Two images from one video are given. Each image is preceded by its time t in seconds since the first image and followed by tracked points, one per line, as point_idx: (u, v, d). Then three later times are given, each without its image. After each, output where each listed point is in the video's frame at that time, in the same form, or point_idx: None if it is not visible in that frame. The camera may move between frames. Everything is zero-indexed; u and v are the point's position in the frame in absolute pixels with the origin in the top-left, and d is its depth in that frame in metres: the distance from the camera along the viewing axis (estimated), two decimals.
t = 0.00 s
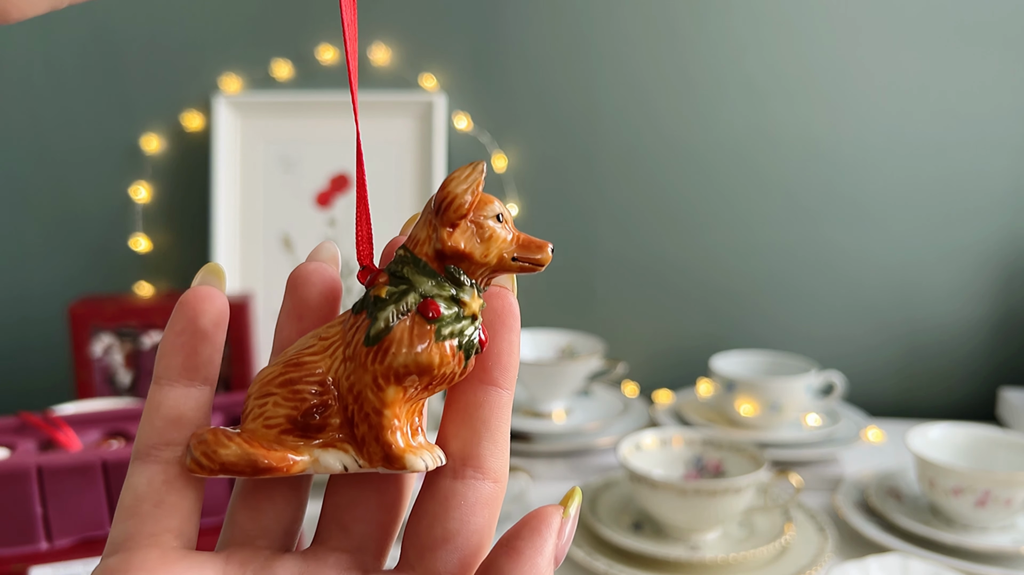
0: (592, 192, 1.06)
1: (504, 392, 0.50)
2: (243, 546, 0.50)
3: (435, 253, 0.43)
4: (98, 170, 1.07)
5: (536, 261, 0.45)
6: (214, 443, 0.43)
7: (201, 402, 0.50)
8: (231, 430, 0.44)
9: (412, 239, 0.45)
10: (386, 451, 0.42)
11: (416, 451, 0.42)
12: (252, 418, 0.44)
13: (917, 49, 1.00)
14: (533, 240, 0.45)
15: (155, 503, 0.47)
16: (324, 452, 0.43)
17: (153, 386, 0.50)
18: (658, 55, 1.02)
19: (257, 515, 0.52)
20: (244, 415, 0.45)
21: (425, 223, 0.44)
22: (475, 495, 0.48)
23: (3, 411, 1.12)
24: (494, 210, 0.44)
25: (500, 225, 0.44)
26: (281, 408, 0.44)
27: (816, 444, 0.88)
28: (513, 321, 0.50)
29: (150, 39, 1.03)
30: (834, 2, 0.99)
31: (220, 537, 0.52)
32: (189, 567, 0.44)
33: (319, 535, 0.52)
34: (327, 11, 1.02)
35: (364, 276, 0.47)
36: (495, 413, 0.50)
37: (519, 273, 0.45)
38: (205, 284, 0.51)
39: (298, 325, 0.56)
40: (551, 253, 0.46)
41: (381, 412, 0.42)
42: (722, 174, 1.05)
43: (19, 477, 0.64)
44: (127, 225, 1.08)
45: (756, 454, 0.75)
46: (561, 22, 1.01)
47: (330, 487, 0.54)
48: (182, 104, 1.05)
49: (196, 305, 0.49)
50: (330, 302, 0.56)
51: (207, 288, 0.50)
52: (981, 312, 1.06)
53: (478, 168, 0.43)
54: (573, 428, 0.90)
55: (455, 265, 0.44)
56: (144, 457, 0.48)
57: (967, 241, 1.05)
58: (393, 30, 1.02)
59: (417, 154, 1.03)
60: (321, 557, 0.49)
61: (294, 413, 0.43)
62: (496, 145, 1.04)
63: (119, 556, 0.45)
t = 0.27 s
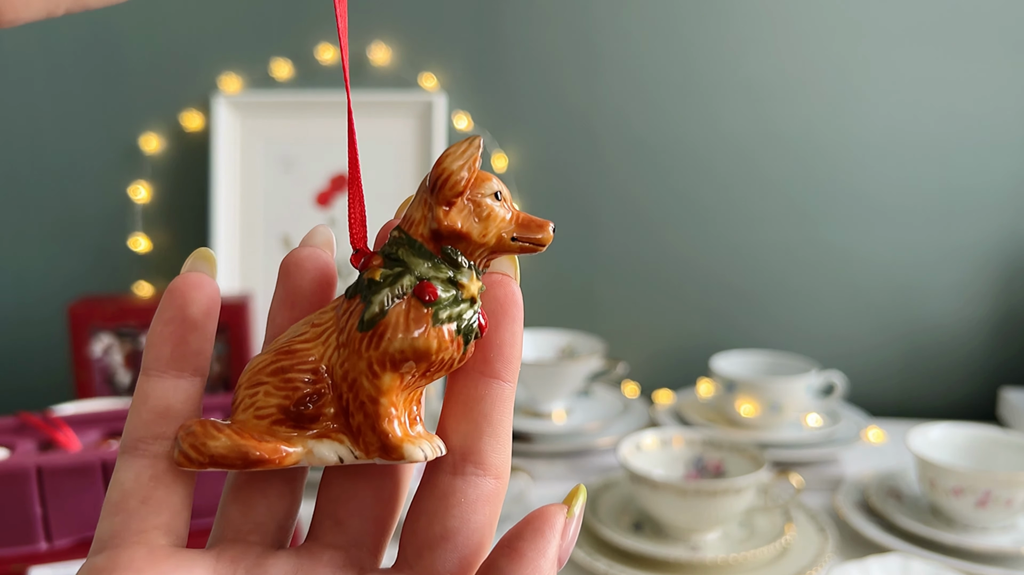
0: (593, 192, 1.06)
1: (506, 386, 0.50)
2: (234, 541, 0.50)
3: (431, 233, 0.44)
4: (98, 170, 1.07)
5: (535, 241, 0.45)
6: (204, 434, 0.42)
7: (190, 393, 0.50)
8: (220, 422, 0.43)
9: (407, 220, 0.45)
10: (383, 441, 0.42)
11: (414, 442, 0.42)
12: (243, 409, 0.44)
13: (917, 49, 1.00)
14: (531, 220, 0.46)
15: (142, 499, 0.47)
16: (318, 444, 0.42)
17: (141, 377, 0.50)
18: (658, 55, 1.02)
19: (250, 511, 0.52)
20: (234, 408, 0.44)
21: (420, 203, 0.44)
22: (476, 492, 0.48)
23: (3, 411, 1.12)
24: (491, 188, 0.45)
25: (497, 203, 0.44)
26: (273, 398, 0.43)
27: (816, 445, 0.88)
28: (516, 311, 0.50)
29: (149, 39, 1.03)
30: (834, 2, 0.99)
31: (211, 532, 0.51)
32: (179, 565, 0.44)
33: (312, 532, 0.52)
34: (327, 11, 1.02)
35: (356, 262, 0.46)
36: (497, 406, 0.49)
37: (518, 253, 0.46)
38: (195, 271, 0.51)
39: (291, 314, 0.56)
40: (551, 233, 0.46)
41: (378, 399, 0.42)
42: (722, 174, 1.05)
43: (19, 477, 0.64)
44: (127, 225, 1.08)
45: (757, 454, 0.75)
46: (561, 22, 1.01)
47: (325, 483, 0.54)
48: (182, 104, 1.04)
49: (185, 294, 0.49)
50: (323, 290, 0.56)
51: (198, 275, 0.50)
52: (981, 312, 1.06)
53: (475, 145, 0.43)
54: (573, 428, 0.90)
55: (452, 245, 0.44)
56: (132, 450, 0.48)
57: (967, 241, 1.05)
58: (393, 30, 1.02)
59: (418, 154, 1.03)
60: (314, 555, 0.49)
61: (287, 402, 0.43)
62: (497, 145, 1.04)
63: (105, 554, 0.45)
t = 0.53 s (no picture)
0: (593, 192, 1.06)
1: (507, 385, 0.50)
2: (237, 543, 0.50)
3: (430, 228, 0.43)
4: (98, 170, 1.07)
5: (535, 235, 0.45)
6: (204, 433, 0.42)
7: (194, 395, 0.50)
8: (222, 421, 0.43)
9: (405, 216, 0.45)
10: (385, 437, 0.41)
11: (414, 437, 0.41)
12: (244, 408, 0.43)
13: (917, 49, 1.00)
14: (530, 213, 0.45)
15: (146, 499, 0.47)
16: (319, 441, 0.42)
17: (144, 377, 0.50)
18: (658, 55, 1.02)
19: (252, 513, 0.52)
20: (235, 407, 0.44)
21: (419, 199, 0.44)
22: (475, 493, 0.48)
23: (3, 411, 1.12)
24: (488, 181, 0.44)
25: (495, 196, 0.44)
26: (274, 396, 0.43)
27: (816, 445, 0.87)
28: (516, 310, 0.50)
29: (149, 38, 1.03)
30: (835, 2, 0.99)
31: (214, 533, 0.51)
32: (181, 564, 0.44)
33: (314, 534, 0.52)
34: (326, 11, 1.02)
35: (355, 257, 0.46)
36: (498, 406, 0.49)
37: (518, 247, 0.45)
38: (201, 272, 0.51)
39: (296, 315, 0.56)
40: (550, 227, 0.45)
41: (378, 395, 0.41)
42: (722, 174, 1.05)
43: (19, 477, 0.64)
44: (126, 225, 1.07)
45: (757, 454, 0.75)
46: (561, 22, 1.01)
47: (327, 485, 0.53)
48: (181, 104, 1.04)
49: (191, 295, 0.49)
50: (329, 292, 0.56)
51: (204, 276, 0.50)
52: (981, 312, 1.06)
53: (471, 138, 0.43)
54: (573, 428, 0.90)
55: (450, 239, 0.44)
56: (135, 451, 0.48)
57: (967, 241, 1.05)
58: (392, 30, 1.02)
59: (418, 154, 1.03)
60: (316, 558, 0.49)
61: (287, 400, 0.43)
62: (496, 144, 1.04)
63: (109, 553, 0.44)
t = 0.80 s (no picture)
0: (593, 193, 1.06)
1: (487, 375, 0.49)
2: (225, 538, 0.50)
3: (395, 215, 0.42)
4: (98, 170, 1.07)
5: (504, 218, 0.43)
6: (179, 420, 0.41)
7: (181, 395, 0.50)
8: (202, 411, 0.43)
9: (375, 206, 0.44)
10: (355, 422, 0.40)
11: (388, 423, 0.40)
12: (221, 398, 0.43)
13: (917, 49, 1.00)
14: (499, 198, 0.44)
15: (133, 494, 0.47)
16: (292, 427, 0.41)
17: (132, 378, 0.50)
18: (658, 55, 1.01)
19: (240, 508, 0.52)
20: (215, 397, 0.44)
21: (387, 188, 0.43)
22: (455, 482, 0.47)
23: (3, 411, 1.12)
24: (453, 166, 0.43)
25: (460, 180, 0.43)
26: (249, 383, 0.42)
27: (816, 445, 0.87)
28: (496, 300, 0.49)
29: (149, 38, 1.03)
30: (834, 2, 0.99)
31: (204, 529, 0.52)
32: (165, 559, 0.44)
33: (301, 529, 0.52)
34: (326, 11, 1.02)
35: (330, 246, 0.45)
36: (477, 395, 0.49)
37: (489, 233, 0.44)
38: (187, 275, 0.50)
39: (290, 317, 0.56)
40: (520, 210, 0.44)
41: (347, 381, 0.40)
42: (723, 174, 1.05)
43: (19, 478, 0.64)
44: (126, 225, 1.07)
45: (757, 455, 0.75)
46: (562, 23, 1.01)
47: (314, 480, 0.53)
48: (182, 104, 1.04)
49: (177, 299, 0.49)
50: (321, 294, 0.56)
51: (190, 280, 0.50)
52: (982, 312, 1.06)
53: (432, 122, 0.42)
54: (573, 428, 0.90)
55: (417, 226, 0.42)
56: (122, 448, 0.48)
57: (967, 241, 1.05)
58: (393, 30, 1.02)
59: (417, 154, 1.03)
60: (299, 547, 0.48)
61: (260, 388, 0.42)
62: (497, 144, 1.04)
63: (94, 546, 0.44)
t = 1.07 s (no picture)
0: (593, 193, 1.06)
1: (489, 379, 0.47)
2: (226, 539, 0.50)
3: (387, 210, 0.42)
4: (98, 170, 1.07)
5: (496, 212, 0.43)
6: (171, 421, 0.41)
7: (187, 399, 0.51)
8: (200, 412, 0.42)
9: (369, 202, 0.44)
10: (345, 423, 0.39)
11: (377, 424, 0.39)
12: (216, 400, 0.43)
13: (917, 49, 1.00)
14: (492, 190, 0.43)
15: (133, 496, 0.46)
16: (283, 429, 0.40)
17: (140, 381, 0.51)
18: (658, 55, 1.01)
19: (241, 510, 0.52)
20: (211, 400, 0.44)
21: (379, 182, 0.43)
22: (450, 492, 0.44)
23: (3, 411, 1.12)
24: (445, 159, 0.43)
25: (451, 174, 0.42)
26: (242, 384, 0.42)
27: (815, 445, 0.87)
28: (499, 299, 0.46)
29: (149, 38, 1.03)
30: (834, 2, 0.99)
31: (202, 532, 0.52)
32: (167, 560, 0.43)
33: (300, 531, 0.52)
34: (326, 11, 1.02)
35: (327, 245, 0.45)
36: (477, 399, 0.46)
37: (482, 227, 0.43)
38: (199, 280, 0.52)
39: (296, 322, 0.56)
40: (513, 203, 0.43)
41: (337, 380, 0.40)
42: (722, 174, 1.05)
43: (19, 477, 0.64)
44: (126, 225, 1.07)
45: (757, 454, 0.75)
46: (562, 23, 1.01)
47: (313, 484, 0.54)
48: (181, 103, 1.04)
49: (188, 302, 0.51)
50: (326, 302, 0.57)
51: (201, 286, 0.52)
52: (981, 312, 1.06)
53: (420, 115, 0.42)
54: (573, 428, 0.90)
55: (408, 220, 0.42)
56: (125, 451, 0.48)
57: (967, 241, 1.05)
58: (393, 30, 1.02)
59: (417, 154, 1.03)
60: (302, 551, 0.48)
61: (253, 388, 0.42)
62: (497, 144, 1.04)
63: (92, 548, 0.44)
